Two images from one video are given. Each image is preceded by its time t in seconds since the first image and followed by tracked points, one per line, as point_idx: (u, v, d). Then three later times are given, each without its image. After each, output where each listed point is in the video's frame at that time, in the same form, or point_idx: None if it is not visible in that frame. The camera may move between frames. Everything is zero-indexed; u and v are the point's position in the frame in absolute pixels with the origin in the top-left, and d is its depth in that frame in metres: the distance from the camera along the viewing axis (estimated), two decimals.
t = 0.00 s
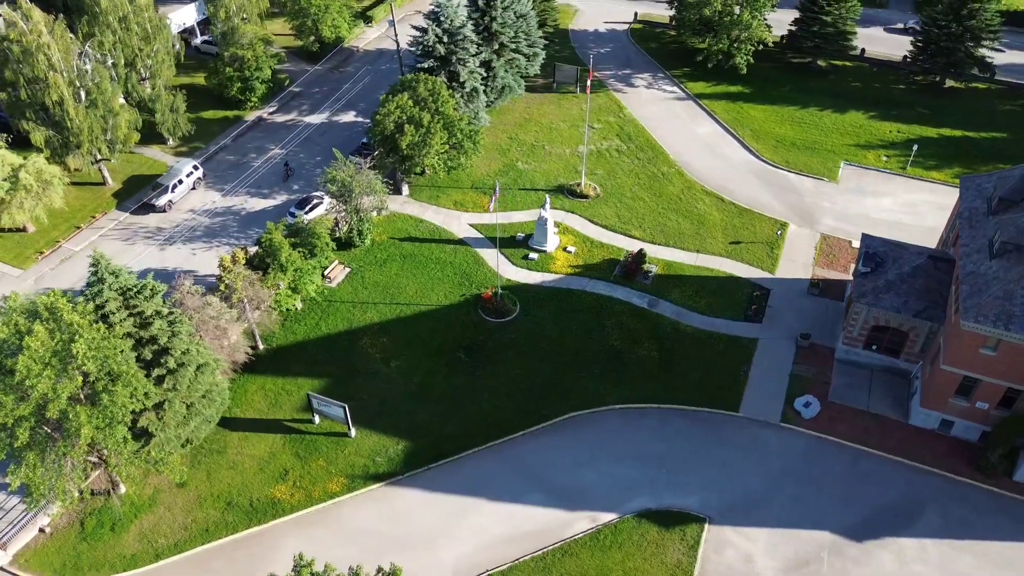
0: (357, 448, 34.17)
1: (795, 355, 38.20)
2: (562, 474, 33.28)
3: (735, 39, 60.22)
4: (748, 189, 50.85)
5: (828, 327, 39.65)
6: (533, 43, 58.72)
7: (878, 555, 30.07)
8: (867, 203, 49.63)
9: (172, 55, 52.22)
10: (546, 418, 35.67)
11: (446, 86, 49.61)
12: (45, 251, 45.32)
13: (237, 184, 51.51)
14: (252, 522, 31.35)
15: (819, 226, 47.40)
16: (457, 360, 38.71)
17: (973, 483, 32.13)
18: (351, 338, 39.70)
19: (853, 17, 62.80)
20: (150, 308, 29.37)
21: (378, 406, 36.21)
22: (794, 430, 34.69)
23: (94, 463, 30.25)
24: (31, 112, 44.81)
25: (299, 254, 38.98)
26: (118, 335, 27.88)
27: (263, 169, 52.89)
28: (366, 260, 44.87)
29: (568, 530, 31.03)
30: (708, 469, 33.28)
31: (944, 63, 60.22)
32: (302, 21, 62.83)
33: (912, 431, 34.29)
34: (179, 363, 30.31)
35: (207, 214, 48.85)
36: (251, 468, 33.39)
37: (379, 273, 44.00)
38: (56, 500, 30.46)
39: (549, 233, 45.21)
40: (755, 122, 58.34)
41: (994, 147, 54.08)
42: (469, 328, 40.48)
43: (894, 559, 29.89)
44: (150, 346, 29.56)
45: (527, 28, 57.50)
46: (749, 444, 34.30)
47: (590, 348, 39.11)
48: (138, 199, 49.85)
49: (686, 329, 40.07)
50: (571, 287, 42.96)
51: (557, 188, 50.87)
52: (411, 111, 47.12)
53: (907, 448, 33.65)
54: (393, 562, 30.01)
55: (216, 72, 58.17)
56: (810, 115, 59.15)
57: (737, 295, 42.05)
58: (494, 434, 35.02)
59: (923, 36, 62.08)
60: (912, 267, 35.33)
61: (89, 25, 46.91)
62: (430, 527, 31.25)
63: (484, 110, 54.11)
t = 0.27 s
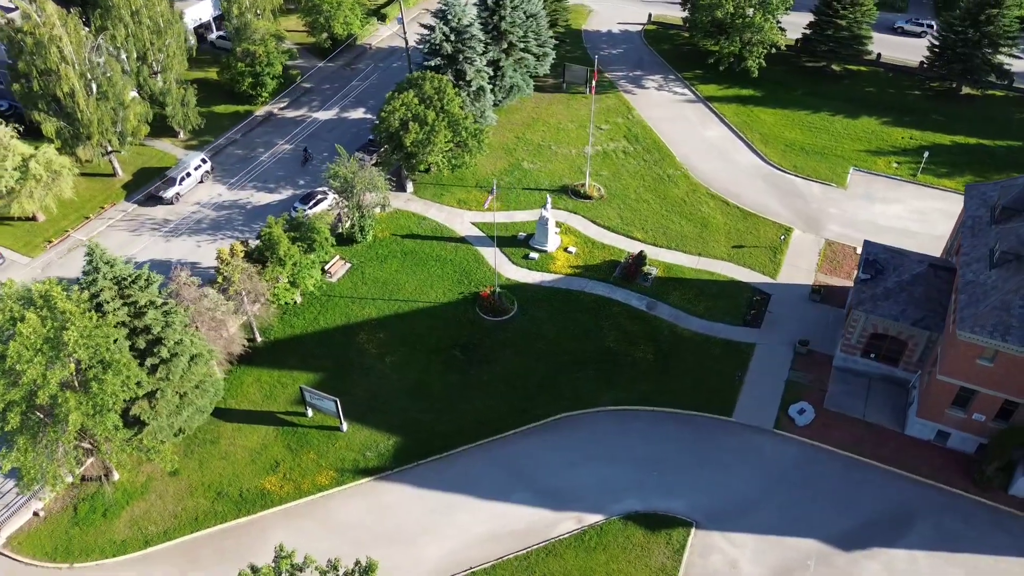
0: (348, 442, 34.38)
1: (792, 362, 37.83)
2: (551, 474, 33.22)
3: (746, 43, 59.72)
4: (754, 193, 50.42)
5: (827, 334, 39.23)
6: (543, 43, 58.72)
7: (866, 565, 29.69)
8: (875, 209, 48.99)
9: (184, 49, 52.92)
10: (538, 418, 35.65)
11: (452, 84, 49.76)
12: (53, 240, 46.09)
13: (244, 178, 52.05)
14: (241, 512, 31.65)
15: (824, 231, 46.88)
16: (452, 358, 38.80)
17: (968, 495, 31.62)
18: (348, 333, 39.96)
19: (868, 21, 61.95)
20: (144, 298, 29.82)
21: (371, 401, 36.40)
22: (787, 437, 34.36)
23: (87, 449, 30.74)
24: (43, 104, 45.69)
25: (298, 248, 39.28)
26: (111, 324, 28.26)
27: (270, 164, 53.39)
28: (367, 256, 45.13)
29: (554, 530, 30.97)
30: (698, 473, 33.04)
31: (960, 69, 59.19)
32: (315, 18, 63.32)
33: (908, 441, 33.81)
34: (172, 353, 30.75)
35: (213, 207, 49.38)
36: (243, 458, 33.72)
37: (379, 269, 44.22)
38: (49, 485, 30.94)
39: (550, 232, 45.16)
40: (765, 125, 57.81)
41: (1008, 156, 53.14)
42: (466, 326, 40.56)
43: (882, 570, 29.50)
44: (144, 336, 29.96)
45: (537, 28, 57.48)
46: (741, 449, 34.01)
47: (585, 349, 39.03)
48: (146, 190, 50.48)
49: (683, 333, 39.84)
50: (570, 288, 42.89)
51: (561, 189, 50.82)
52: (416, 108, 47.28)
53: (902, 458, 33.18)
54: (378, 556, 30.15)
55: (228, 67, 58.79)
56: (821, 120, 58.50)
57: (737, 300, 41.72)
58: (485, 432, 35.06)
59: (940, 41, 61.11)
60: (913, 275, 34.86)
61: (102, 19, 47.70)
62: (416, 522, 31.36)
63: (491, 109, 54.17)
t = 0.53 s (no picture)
0: (340, 436, 34.63)
1: (789, 368, 37.47)
2: (540, 473, 33.20)
3: (757, 46, 59.30)
4: (760, 197, 49.99)
5: (827, 340, 38.80)
6: (553, 43, 58.69)
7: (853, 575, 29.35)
8: (883, 216, 48.36)
9: (196, 44, 53.59)
10: (529, 417, 35.65)
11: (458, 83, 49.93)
12: (63, 229, 46.92)
13: (252, 173, 52.58)
14: (231, 502, 32.00)
15: (829, 237, 46.38)
16: (447, 355, 38.92)
17: (961, 508, 31.14)
18: (345, 328, 40.22)
19: (883, 25, 60.95)
20: (140, 288, 30.17)
21: (365, 396, 36.63)
22: (780, 443, 34.05)
23: (82, 436, 31.27)
24: (56, 95, 46.54)
25: (298, 242, 39.61)
26: (105, 313, 28.71)
27: (278, 159, 53.88)
28: (369, 252, 45.38)
29: (539, 529, 30.97)
30: (687, 476, 32.85)
31: (976, 76, 58.13)
32: (328, 15, 63.79)
33: (903, 451, 33.37)
34: (167, 343, 31.17)
35: (220, 200, 49.94)
36: (236, 449, 34.09)
37: (380, 265, 44.45)
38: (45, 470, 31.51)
39: (551, 232, 45.12)
40: (775, 129, 57.27)
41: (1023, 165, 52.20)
42: (463, 324, 40.66)
43: None
44: (139, 326, 30.39)
45: (547, 28, 57.43)
46: (732, 454, 33.76)
47: (581, 350, 38.95)
48: (155, 182, 51.15)
49: (680, 336, 39.62)
50: (569, 288, 42.82)
51: (566, 189, 50.75)
52: (422, 106, 47.47)
53: (896, 468, 32.76)
54: (363, 550, 30.34)
55: (240, 62, 59.38)
56: (832, 125, 57.84)
57: (736, 304, 41.40)
58: (476, 430, 35.14)
59: (957, 47, 60.06)
60: (912, 283, 34.39)
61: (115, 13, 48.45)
62: (402, 518, 31.51)
63: (498, 108, 54.22)
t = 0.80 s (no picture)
0: (332, 430, 34.88)
1: (785, 374, 37.13)
2: (528, 473, 33.23)
3: (770, 50, 58.71)
4: (766, 201, 49.55)
5: (825, 348, 38.37)
6: (563, 44, 58.68)
7: None
8: (890, 223, 47.70)
9: (209, 39, 54.31)
10: (521, 417, 35.65)
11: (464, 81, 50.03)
12: (72, 219, 47.79)
13: (260, 167, 53.11)
14: (221, 492, 32.38)
15: (834, 244, 45.87)
16: (442, 353, 39.04)
17: (953, 520, 30.68)
18: (343, 323, 40.50)
19: (899, 30, 60.04)
20: (136, 278, 30.58)
21: (358, 391, 36.87)
22: (772, 450, 33.76)
23: (78, 422, 31.82)
24: (69, 87, 47.44)
25: (298, 237, 39.95)
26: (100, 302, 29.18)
27: (286, 154, 54.39)
28: (371, 248, 45.65)
29: (524, 528, 31.00)
30: (675, 480, 32.71)
31: (993, 83, 56.98)
32: (341, 12, 64.24)
33: (897, 461, 32.93)
34: (161, 333, 31.59)
35: (227, 193, 50.54)
36: (229, 440, 34.47)
37: (381, 262, 44.69)
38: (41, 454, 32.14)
39: (552, 232, 45.09)
40: (785, 134, 56.71)
41: None
42: (460, 322, 40.76)
43: None
44: (134, 316, 30.89)
45: (556, 28, 57.43)
46: (722, 459, 33.56)
47: (576, 351, 38.89)
48: (164, 175, 51.86)
49: (677, 339, 39.41)
50: (567, 289, 42.77)
51: (570, 190, 50.70)
52: (427, 104, 47.70)
53: (888, 478, 32.36)
54: (348, 543, 30.56)
55: (253, 58, 60.00)
56: (844, 130, 57.17)
57: (735, 308, 41.09)
58: (467, 427, 35.22)
59: (974, 54, 58.94)
60: (911, 291, 33.91)
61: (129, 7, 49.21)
62: (389, 513, 31.69)
63: (505, 108, 54.31)
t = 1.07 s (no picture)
0: (324, 423, 35.19)
1: (781, 380, 36.84)
2: (516, 471, 33.29)
3: (783, 52, 58.01)
4: (771, 206, 49.13)
5: (823, 354, 38.01)
6: (573, 44, 58.63)
7: None
8: (897, 231, 47.07)
9: (222, 34, 55.00)
10: (512, 415, 35.73)
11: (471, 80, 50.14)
12: (83, 209, 48.68)
13: (268, 161, 53.66)
14: (212, 481, 32.80)
15: (838, 250, 45.38)
16: (438, 349, 39.22)
17: (944, 533, 30.27)
18: (341, 317, 40.80)
19: (915, 36, 59.15)
20: (133, 268, 31.02)
21: (353, 385, 37.15)
22: (762, 455, 33.53)
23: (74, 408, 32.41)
24: (82, 79, 48.37)
25: (298, 231, 40.32)
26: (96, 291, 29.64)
27: (295, 149, 54.88)
28: (373, 244, 45.94)
29: (510, 526, 31.06)
30: (663, 483, 32.64)
31: (1010, 91, 55.95)
32: (354, 9, 64.68)
33: (889, 471, 32.55)
34: (158, 323, 32.09)
35: (235, 187, 51.16)
36: (223, 430, 34.91)
37: (382, 258, 44.94)
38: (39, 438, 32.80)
39: (553, 232, 45.09)
40: (795, 138, 56.16)
41: None
42: (457, 319, 40.91)
43: None
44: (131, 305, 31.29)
45: (566, 29, 57.39)
46: (712, 463, 33.39)
47: (571, 351, 38.89)
48: (174, 167, 52.60)
49: (673, 342, 39.24)
50: (566, 288, 42.75)
51: (574, 190, 50.65)
52: (433, 102, 47.91)
53: (880, 488, 31.99)
54: (334, 536, 30.83)
55: (265, 53, 60.59)
56: (855, 135, 56.48)
57: (734, 313, 40.82)
58: (459, 424, 35.35)
59: (991, 60, 57.91)
60: (909, 299, 33.50)
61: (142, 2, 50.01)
62: (376, 506, 31.92)
63: (513, 107, 54.38)
